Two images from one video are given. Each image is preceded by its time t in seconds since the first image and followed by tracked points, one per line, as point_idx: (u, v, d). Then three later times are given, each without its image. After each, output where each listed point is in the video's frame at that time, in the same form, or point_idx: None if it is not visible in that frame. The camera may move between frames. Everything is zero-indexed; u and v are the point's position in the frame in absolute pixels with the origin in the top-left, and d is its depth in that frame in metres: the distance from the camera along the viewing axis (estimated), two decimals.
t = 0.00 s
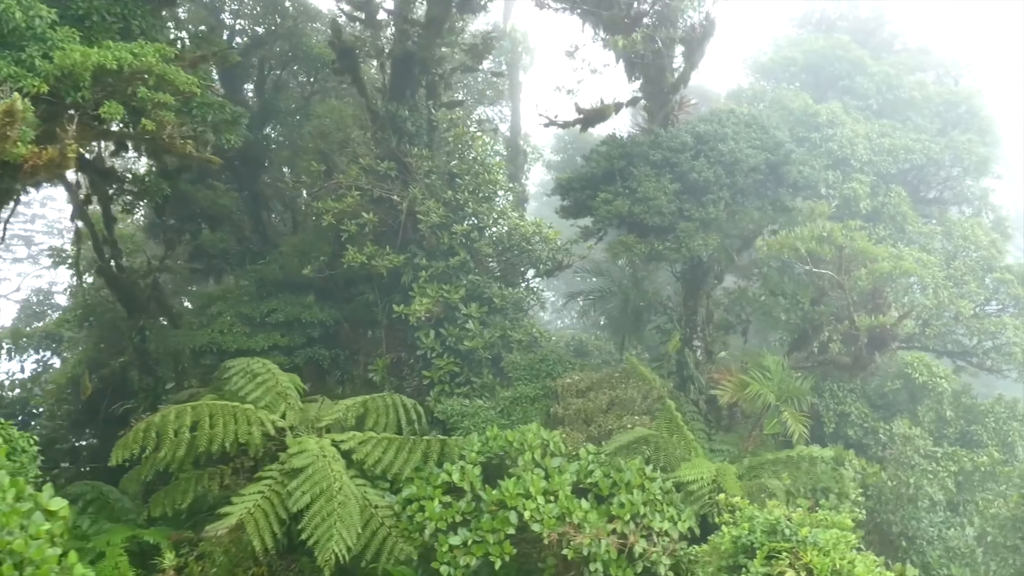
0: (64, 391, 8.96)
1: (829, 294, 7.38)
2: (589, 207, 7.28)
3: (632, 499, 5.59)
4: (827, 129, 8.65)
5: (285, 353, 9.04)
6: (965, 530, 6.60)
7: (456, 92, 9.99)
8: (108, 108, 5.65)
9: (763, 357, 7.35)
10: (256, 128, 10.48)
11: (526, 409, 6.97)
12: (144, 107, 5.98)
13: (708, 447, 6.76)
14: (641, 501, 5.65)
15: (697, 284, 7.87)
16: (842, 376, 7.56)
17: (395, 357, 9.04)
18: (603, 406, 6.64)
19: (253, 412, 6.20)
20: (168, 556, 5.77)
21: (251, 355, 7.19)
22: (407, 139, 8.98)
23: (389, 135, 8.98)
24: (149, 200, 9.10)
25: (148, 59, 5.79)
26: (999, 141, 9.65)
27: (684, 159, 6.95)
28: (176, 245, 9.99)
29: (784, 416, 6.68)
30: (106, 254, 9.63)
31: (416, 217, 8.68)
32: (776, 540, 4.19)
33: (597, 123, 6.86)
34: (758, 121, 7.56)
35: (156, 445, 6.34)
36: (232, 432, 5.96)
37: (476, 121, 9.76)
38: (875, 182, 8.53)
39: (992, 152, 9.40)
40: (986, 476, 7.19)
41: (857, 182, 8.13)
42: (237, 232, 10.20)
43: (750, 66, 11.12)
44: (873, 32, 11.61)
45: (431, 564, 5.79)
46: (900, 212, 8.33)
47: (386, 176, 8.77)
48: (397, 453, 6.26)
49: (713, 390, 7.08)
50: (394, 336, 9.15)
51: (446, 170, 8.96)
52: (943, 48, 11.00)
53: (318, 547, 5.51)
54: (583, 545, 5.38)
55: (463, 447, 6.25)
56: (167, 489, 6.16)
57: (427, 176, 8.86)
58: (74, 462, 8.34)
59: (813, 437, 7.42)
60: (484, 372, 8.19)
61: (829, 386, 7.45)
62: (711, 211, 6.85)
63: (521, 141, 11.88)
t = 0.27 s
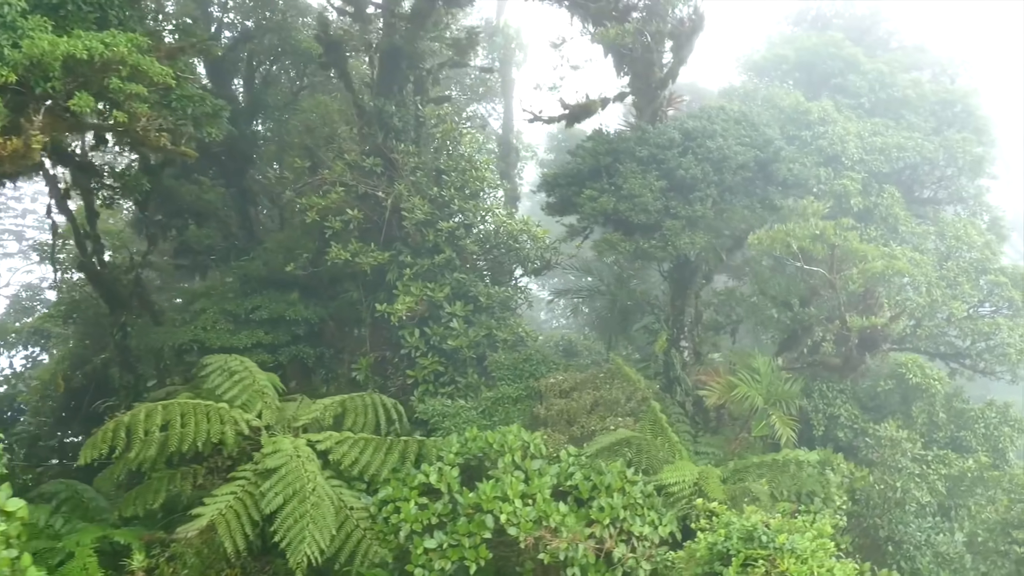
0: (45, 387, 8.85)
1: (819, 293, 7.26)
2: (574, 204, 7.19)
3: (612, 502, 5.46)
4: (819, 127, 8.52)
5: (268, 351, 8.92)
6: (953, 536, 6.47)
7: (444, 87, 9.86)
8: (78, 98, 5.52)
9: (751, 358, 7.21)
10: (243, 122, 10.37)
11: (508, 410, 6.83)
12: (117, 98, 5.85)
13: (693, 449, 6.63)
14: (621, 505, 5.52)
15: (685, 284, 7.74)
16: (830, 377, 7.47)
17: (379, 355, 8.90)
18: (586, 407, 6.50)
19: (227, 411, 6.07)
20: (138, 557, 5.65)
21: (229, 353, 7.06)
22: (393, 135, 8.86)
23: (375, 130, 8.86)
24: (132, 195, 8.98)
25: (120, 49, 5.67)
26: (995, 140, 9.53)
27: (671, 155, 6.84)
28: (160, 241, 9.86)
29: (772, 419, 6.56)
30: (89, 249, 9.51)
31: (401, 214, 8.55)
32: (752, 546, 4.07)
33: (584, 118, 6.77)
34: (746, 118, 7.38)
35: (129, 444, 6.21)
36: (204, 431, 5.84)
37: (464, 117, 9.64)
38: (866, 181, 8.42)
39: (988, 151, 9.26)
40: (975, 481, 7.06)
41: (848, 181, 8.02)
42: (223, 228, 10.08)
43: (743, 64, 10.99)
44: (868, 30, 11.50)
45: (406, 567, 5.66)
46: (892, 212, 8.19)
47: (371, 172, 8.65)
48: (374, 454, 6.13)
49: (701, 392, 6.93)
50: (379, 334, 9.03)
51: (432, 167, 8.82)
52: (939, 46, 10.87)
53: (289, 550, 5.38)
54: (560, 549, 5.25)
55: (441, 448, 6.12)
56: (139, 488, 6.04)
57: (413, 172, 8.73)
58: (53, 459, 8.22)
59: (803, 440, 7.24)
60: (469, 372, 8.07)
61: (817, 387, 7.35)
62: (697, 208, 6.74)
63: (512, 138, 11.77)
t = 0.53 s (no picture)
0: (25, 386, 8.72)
1: (806, 290, 7.29)
2: (555, 200, 7.08)
3: (589, 507, 5.34)
4: (810, 125, 8.38)
5: (251, 350, 8.79)
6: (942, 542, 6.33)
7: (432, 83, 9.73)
8: (46, 89, 5.39)
9: (737, 359, 7.06)
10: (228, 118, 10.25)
11: (489, 411, 6.69)
12: (85, 90, 5.72)
13: (678, 452, 6.49)
14: (600, 509, 5.39)
15: (671, 283, 7.63)
16: (818, 378, 7.38)
17: (363, 354, 8.76)
18: (568, 409, 6.37)
19: (199, 410, 5.93)
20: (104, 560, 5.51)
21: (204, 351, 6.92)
22: (378, 131, 8.74)
23: (360, 126, 8.73)
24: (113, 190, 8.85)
25: (89, 40, 5.53)
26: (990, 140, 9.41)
27: (655, 151, 6.73)
28: (144, 237, 9.73)
29: (757, 422, 6.40)
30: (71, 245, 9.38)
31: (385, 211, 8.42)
32: (727, 555, 3.95)
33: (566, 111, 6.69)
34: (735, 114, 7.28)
35: (99, 444, 6.07)
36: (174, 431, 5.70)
37: (451, 114, 9.50)
38: (858, 180, 8.28)
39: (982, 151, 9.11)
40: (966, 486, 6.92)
41: (838, 180, 7.87)
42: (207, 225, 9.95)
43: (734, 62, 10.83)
44: (863, 27, 11.37)
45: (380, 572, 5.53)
46: (883, 212, 8.06)
47: (355, 169, 8.51)
48: (349, 455, 6.00)
49: (687, 394, 6.79)
50: (363, 333, 8.91)
51: (418, 164, 8.68)
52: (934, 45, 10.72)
53: (258, 554, 5.24)
54: (536, 555, 5.13)
55: (418, 450, 5.98)
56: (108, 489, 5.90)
57: (398, 169, 8.61)
58: (31, 459, 8.10)
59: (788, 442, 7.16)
60: (453, 372, 7.94)
61: (807, 389, 7.24)
62: (681, 205, 6.61)
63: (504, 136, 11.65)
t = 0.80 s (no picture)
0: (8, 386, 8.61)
1: (792, 288, 7.16)
2: (538, 198, 6.97)
3: (570, 511, 5.23)
4: (801, 123, 8.26)
5: (236, 350, 8.68)
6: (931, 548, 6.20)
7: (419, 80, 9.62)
8: (16, 82, 5.27)
9: (723, 360, 6.96)
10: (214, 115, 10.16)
11: (472, 413, 6.58)
12: (57, 84, 5.62)
13: (663, 455, 6.38)
14: (580, 514, 5.29)
15: (658, 283, 7.46)
16: (807, 380, 7.31)
17: (348, 354, 8.64)
18: (551, 412, 6.25)
19: (174, 411, 5.82)
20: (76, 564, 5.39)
21: (183, 351, 6.80)
22: (363, 128, 8.63)
23: (346, 123, 8.63)
24: (96, 188, 8.73)
25: (59, 33, 5.42)
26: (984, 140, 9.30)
27: (639, 148, 6.61)
28: (129, 236, 9.62)
29: (743, 424, 6.33)
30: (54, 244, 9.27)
31: (369, 209, 8.30)
32: (704, 566, 3.84)
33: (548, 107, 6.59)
34: (722, 109, 7.15)
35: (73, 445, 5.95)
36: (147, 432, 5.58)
37: (439, 111, 9.39)
38: (849, 179, 8.17)
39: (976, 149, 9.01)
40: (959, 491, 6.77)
41: (830, 180, 7.76)
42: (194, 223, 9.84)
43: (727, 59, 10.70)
44: (858, 24, 11.32)
45: None
46: (875, 212, 7.95)
47: (340, 166, 8.40)
48: (327, 458, 5.88)
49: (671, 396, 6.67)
50: (349, 333, 8.79)
51: (404, 162, 8.56)
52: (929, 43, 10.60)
53: (231, 559, 5.13)
54: (514, 561, 5.02)
55: (397, 453, 5.87)
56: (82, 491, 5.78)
57: (383, 167, 8.49)
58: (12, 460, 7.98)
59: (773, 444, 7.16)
60: (439, 373, 7.82)
61: (796, 392, 7.21)
62: (666, 204, 6.47)
63: (495, 135, 11.51)
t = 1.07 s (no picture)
0: None
1: (776, 289, 6.90)
2: (519, 194, 6.88)
3: (546, 517, 5.10)
4: (790, 121, 8.13)
5: (216, 350, 8.55)
6: (917, 555, 6.05)
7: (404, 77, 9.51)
8: None
9: (707, 362, 6.84)
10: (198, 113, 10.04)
11: (451, 415, 6.45)
12: (20, 76, 5.48)
13: (645, 459, 6.26)
14: (557, 520, 5.16)
15: (641, 283, 7.31)
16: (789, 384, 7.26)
17: (329, 355, 8.51)
18: (529, 414, 6.13)
19: (143, 413, 5.68)
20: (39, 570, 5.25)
21: (156, 351, 6.66)
22: (345, 125, 8.50)
23: (328, 121, 8.50)
24: (74, 185, 8.60)
25: (22, 25, 5.25)
26: (976, 136, 9.15)
27: (618, 145, 6.45)
28: (111, 234, 9.49)
29: (723, 427, 6.18)
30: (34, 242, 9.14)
31: (350, 207, 8.18)
32: None
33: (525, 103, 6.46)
34: (706, 105, 6.98)
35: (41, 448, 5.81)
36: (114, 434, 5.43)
37: (424, 108, 9.25)
38: (838, 178, 8.04)
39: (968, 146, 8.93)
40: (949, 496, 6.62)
41: (819, 178, 7.64)
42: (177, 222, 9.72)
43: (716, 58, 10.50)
44: (848, 22, 11.33)
45: None
46: (865, 211, 7.81)
47: (322, 164, 8.28)
48: (300, 461, 5.74)
49: (649, 398, 6.58)
50: (331, 334, 8.66)
51: (386, 160, 8.41)
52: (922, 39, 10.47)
53: (197, 565, 4.99)
54: (488, 568, 4.89)
55: (371, 456, 5.74)
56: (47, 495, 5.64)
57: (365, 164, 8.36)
58: None
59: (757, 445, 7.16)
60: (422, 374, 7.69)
61: (783, 394, 7.14)
62: (647, 202, 6.33)
63: (484, 131, 11.36)
